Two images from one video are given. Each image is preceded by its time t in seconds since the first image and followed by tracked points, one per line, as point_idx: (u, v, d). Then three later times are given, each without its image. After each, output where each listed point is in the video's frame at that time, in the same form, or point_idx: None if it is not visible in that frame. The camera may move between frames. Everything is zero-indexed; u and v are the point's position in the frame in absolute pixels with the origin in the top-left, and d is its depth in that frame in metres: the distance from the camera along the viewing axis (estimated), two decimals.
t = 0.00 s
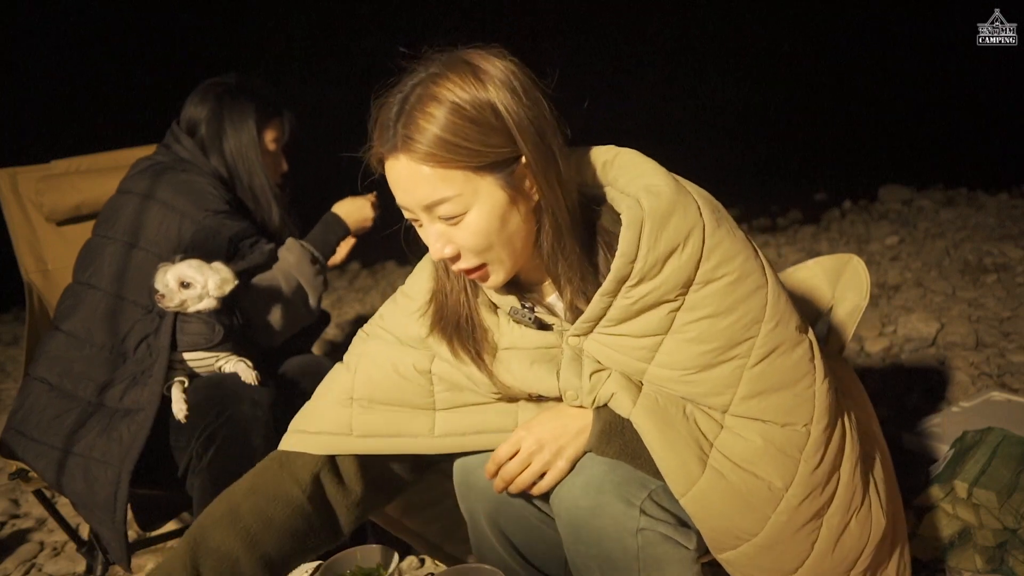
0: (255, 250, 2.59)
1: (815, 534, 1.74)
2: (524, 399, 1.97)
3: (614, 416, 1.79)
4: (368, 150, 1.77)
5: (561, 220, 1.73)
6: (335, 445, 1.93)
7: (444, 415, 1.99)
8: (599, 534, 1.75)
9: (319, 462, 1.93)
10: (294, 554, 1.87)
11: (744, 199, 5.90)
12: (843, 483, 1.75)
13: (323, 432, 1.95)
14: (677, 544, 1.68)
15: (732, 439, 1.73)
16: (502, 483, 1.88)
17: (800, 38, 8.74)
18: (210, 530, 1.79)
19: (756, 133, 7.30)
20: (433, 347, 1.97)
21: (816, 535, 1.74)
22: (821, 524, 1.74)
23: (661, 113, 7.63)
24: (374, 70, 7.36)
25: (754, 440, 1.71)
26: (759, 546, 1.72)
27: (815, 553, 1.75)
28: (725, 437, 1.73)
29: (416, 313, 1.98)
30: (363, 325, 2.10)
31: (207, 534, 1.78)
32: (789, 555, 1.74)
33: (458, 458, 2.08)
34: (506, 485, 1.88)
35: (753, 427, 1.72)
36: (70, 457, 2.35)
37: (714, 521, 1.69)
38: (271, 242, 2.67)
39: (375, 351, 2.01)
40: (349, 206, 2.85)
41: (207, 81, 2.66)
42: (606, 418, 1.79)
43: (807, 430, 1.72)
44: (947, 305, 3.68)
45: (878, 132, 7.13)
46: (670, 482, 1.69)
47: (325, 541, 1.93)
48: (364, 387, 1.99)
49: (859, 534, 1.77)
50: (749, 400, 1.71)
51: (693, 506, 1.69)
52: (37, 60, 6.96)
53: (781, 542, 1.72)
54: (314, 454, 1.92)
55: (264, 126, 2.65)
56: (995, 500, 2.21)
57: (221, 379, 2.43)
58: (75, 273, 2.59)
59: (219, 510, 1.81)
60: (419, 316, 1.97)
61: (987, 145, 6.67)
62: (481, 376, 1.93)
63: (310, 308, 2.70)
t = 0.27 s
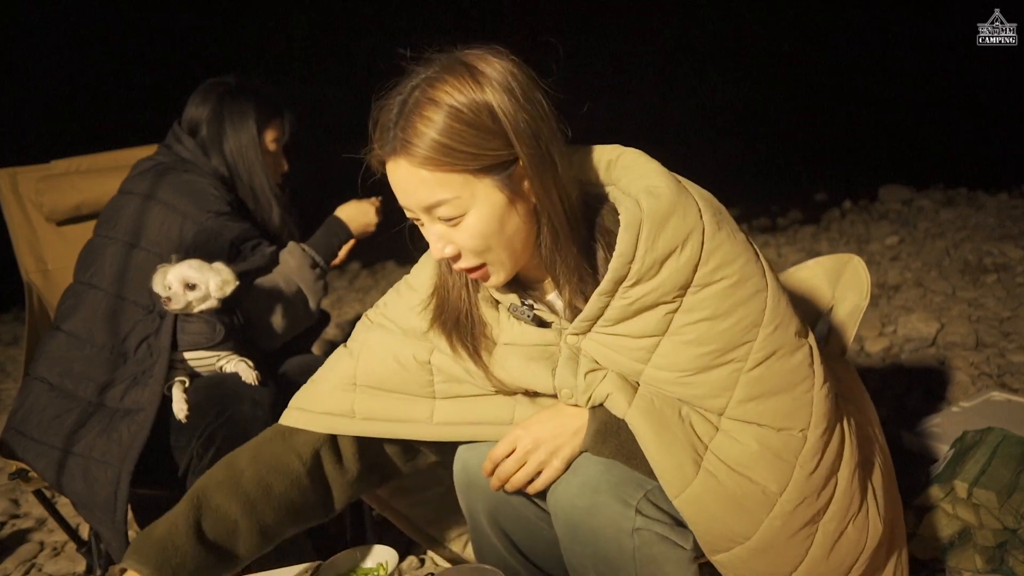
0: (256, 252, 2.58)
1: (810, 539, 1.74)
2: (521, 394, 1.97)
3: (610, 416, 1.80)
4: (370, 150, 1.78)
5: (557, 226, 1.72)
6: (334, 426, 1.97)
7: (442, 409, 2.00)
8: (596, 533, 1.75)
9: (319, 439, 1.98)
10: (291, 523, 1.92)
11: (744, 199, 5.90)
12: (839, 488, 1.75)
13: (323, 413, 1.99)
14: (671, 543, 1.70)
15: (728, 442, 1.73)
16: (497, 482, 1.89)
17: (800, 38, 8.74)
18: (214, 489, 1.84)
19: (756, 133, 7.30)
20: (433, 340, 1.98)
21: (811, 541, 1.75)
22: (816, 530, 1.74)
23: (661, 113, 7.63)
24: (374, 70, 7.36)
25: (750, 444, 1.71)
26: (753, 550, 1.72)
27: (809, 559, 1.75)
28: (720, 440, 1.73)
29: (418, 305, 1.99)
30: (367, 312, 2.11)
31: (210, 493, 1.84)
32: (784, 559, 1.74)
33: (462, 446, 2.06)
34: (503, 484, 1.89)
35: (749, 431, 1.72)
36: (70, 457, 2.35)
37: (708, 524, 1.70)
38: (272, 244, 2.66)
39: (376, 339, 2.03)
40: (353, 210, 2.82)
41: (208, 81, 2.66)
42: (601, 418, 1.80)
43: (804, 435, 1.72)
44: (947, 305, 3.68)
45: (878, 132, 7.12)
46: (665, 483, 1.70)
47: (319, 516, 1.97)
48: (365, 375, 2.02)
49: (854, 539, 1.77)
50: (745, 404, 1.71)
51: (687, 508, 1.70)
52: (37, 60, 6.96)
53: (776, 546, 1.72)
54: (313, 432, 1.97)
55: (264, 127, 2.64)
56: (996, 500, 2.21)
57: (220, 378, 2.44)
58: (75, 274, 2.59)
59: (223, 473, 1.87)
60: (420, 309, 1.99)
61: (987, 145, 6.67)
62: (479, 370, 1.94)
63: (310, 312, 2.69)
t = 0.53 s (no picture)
0: (256, 253, 2.58)
1: (808, 534, 1.74)
2: (521, 394, 1.97)
3: (608, 414, 1.80)
4: (370, 142, 1.77)
5: (558, 222, 1.73)
6: (333, 432, 1.94)
7: (441, 411, 1.98)
8: (594, 533, 1.75)
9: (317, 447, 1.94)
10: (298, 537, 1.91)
11: (744, 199, 5.90)
12: (837, 483, 1.75)
13: (323, 419, 1.95)
14: (672, 542, 1.70)
15: (726, 438, 1.73)
16: (497, 481, 1.89)
17: (800, 38, 8.74)
18: (215, 513, 1.83)
19: (756, 133, 7.30)
20: (432, 340, 1.96)
21: (810, 536, 1.74)
22: (815, 524, 1.74)
23: (661, 114, 7.63)
24: (374, 70, 7.36)
25: (748, 440, 1.71)
26: (752, 545, 1.72)
27: (808, 553, 1.75)
28: (719, 435, 1.73)
29: (418, 306, 1.98)
30: (366, 316, 2.09)
31: (210, 518, 1.83)
32: (783, 554, 1.74)
33: (458, 452, 2.07)
34: (502, 483, 1.89)
35: (747, 427, 1.72)
36: (70, 457, 2.35)
37: (708, 520, 1.69)
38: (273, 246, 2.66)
39: (376, 341, 2.00)
40: (354, 214, 2.79)
41: (209, 81, 2.66)
42: (599, 416, 1.79)
43: (801, 430, 1.72)
44: (947, 306, 3.68)
45: (879, 132, 7.12)
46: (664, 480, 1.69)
47: (327, 526, 1.96)
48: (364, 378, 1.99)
49: (853, 534, 1.77)
50: (743, 399, 1.71)
51: (686, 504, 1.69)
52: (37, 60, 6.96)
53: (775, 541, 1.72)
54: (312, 439, 1.93)
55: (265, 127, 2.64)
56: (996, 500, 2.21)
57: (222, 379, 2.43)
58: (76, 274, 2.59)
59: (225, 493, 1.85)
60: (419, 310, 1.97)
61: (987, 145, 6.67)
62: (479, 369, 1.93)
63: (309, 315, 2.71)
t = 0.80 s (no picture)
0: (256, 254, 2.61)
1: (811, 534, 1.74)
2: (522, 399, 1.97)
3: (610, 415, 1.79)
4: (363, 150, 1.77)
5: (553, 226, 1.72)
6: (331, 443, 1.93)
7: (440, 418, 1.98)
8: (596, 535, 1.75)
9: (314, 461, 1.92)
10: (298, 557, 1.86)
11: (744, 199, 5.90)
12: (839, 483, 1.75)
13: (321, 430, 1.94)
14: (675, 544, 1.71)
15: (728, 439, 1.73)
16: (498, 483, 1.89)
17: (800, 38, 8.73)
18: (212, 538, 1.77)
19: (756, 133, 7.29)
20: (432, 346, 1.96)
21: (812, 536, 1.74)
22: (817, 524, 1.74)
23: (661, 114, 7.63)
24: (374, 70, 7.35)
25: (749, 441, 1.71)
26: (754, 545, 1.73)
27: (812, 553, 1.75)
28: (720, 437, 1.73)
29: (416, 313, 1.97)
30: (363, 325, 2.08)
31: (208, 543, 1.76)
32: (786, 555, 1.74)
33: (457, 458, 2.08)
34: (504, 485, 1.89)
35: (747, 428, 1.72)
36: (70, 457, 2.35)
37: (709, 521, 1.70)
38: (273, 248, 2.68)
39: (375, 349, 2.00)
40: (353, 215, 2.83)
41: (212, 81, 2.66)
42: (601, 418, 1.79)
43: (803, 430, 1.72)
44: (947, 306, 3.68)
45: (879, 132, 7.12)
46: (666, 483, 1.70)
47: (326, 545, 1.92)
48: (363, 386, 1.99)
49: (856, 533, 1.77)
50: (743, 401, 1.71)
51: (688, 506, 1.70)
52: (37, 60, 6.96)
53: (778, 541, 1.72)
54: (308, 452, 1.92)
55: (266, 127, 2.63)
56: (995, 500, 2.21)
57: (221, 379, 2.42)
58: (77, 274, 2.59)
59: (220, 518, 1.80)
60: (416, 317, 1.97)
61: (987, 145, 6.67)
62: (479, 375, 1.93)
63: (310, 316, 2.71)
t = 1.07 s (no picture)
0: (256, 254, 2.61)
1: (811, 534, 1.74)
2: (522, 400, 1.97)
3: (611, 415, 1.79)
4: (362, 155, 1.77)
5: (553, 228, 1.72)
6: (332, 446, 1.93)
7: (441, 419, 1.98)
8: (597, 534, 1.75)
9: (314, 466, 1.93)
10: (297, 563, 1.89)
11: (744, 199, 5.90)
12: (840, 482, 1.75)
13: (321, 432, 1.95)
14: (675, 544, 1.71)
15: (728, 439, 1.73)
16: (498, 483, 1.89)
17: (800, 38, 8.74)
18: (210, 544, 1.80)
19: (755, 133, 7.30)
20: (432, 348, 1.96)
21: (812, 536, 1.74)
22: (817, 525, 1.74)
23: (661, 114, 7.64)
24: (374, 70, 7.36)
25: (749, 442, 1.71)
26: (754, 546, 1.73)
27: (812, 553, 1.75)
28: (721, 437, 1.73)
29: (416, 315, 1.97)
30: (363, 327, 2.07)
31: (207, 549, 1.79)
32: (786, 555, 1.74)
33: (457, 459, 2.08)
34: (504, 485, 1.89)
35: (747, 429, 1.72)
36: (70, 457, 2.35)
37: (709, 521, 1.70)
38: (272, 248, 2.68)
39: (375, 351, 1.99)
40: (353, 216, 2.83)
41: (212, 81, 2.66)
42: (602, 418, 1.79)
43: (803, 431, 1.72)
44: (947, 306, 3.68)
45: (879, 132, 7.12)
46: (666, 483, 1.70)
47: (326, 550, 1.94)
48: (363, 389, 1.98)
49: (856, 533, 1.77)
50: (743, 402, 1.71)
51: (688, 506, 1.70)
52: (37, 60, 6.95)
53: (778, 542, 1.72)
54: (308, 455, 1.93)
55: (267, 127, 2.64)
56: (995, 500, 2.21)
57: (221, 379, 2.41)
58: (77, 273, 2.58)
59: (218, 525, 1.82)
60: (416, 319, 1.96)
61: (987, 145, 6.67)
62: (480, 376, 1.92)
63: (309, 315, 2.70)
